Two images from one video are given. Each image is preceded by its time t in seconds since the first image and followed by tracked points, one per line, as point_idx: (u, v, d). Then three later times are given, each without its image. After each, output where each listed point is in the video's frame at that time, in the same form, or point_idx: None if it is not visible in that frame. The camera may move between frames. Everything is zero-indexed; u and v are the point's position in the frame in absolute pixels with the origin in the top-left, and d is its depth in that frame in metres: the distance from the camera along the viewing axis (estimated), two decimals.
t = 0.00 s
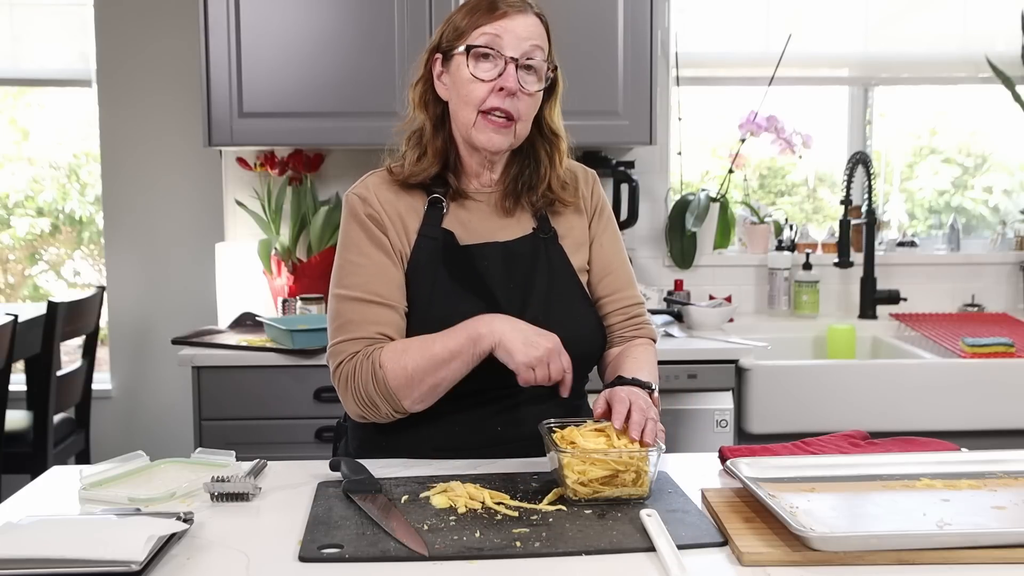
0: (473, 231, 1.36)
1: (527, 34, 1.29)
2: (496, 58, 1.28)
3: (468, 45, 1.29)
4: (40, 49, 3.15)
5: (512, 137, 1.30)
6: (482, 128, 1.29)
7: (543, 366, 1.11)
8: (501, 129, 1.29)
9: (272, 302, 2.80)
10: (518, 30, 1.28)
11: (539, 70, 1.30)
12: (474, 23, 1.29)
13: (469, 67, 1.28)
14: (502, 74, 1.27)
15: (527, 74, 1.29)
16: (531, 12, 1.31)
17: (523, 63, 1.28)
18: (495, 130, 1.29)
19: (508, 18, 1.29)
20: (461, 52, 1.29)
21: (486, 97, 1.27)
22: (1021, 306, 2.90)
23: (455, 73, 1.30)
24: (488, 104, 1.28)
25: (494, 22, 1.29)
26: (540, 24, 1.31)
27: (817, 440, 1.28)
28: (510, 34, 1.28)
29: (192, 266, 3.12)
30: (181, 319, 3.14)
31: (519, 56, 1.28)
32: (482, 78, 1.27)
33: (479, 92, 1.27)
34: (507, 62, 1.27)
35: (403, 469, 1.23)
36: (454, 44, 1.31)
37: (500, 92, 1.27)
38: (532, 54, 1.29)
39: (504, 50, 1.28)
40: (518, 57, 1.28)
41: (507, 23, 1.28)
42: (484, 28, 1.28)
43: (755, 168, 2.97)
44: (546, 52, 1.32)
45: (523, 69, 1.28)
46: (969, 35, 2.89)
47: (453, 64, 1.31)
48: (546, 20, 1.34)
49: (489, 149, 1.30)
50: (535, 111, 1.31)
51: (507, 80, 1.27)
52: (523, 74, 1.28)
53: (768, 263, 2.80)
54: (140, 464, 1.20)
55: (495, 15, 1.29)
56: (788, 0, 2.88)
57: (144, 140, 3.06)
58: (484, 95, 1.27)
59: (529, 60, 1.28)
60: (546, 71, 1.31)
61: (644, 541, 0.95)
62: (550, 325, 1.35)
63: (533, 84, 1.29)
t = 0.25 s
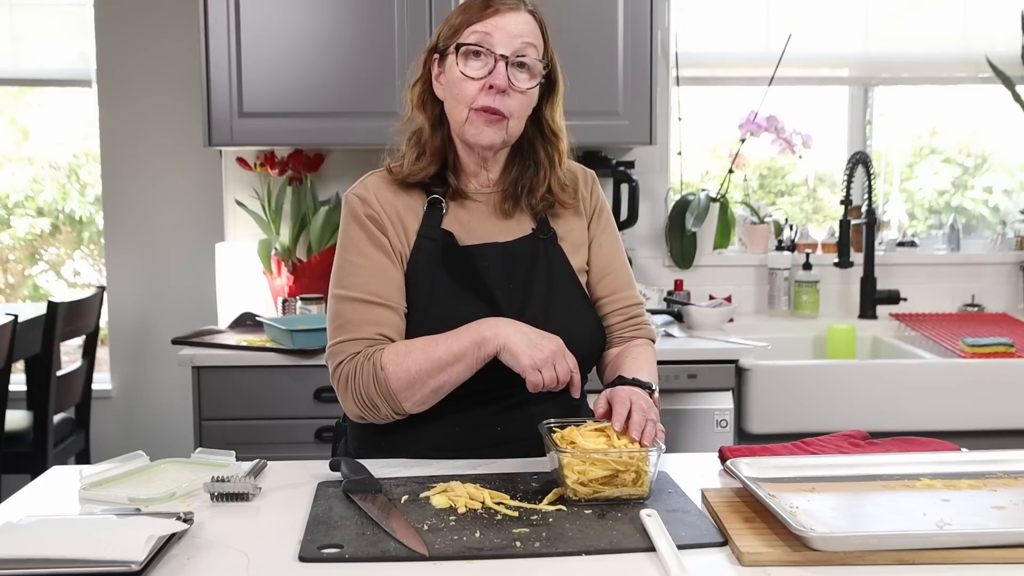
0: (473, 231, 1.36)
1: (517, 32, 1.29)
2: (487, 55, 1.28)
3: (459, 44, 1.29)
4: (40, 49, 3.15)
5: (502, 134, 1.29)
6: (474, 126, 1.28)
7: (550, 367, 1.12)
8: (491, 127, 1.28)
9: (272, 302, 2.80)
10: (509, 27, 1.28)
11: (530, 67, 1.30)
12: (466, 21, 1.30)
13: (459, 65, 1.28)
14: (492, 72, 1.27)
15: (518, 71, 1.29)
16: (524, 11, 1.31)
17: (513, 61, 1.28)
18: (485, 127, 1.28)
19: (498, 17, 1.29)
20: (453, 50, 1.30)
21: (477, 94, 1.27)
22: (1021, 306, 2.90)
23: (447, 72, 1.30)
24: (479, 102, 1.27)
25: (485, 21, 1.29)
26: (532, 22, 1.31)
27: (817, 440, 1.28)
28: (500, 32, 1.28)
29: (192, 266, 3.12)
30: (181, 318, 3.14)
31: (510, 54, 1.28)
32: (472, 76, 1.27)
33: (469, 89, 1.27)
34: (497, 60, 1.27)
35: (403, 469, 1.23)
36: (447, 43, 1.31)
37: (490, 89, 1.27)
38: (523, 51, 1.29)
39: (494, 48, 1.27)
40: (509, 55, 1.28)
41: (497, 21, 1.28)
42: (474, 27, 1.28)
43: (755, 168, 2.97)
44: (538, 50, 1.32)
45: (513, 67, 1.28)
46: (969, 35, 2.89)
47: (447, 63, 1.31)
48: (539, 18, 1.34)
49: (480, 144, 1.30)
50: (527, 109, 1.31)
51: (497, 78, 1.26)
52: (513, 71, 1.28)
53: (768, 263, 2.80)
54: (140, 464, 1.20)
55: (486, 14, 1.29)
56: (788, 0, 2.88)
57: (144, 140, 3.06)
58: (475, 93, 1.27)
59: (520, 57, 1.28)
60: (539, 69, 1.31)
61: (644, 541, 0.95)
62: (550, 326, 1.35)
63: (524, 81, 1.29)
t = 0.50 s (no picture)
0: (472, 231, 1.36)
1: (513, 35, 1.28)
2: (482, 60, 1.27)
3: (456, 48, 1.29)
4: (40, 49, 3.15)
5: (501, 138, 1.30)
6: (472, 132, 1.28)
7: (550, 367, 1.12)
8: (490, 131, 1.29)
9: (272, 301, 2.80)
10: (505, 31, 1.28)
11: (526, 71, 1.30)
12: (461, 25, 1.29)
13: (455, 70, 1.28)
14: (488, 76, 1.27)
15: (514, 75, 1.29)
16: (519, 12, 1.31)
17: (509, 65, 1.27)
18: (483, 133, 1.28)
19: (493, 20, 1.28)
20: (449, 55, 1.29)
21: (473, 100, 1.27)
22: (1021, 306, 2.90)
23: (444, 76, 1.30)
24: (475, 107, 1.27)
25: (481, 24, 1.28)
26: (528, 23, 1.30)
27: (817, 440, 1.28)
28: (496, 36, 1.28)
29: (192, 266, 3.12)
30: (181, 318, 3.14)
31: (506, 58, 1.27)
32: (469, 81, 1.27)
33: (465, 95, 1.27)
34: (493, 64, 1.27)
35: (403, 469, 1.23)
36: (443, 47, 1.31)
37: (487, 94, 1.27)
38: (519, 55, 1.29)
39: (490, 52, 1.27)
40: (504, 59, 1.27)
41: (494, 24, 1.28)
42: (470, 31, 1.28)
43: (755, 168, 2.97)
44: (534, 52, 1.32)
45: (508, 70, 1.28)
46: (969, 35, 2.89)
47: (444, 67, 1.31)
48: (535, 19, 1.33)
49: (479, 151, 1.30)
50: (524, 112, 1.31)
51: (493, 82, 1.26)
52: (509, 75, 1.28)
53: (768, 263, 2.80)
54: (140, 464, 1.20)
55: (481, 17, 1.28)
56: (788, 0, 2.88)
57: (144, 140, 3.06)
58: (471, 99, 1.27)
59: (516, 61, 1.28)
60: (535, 71, 1.31)
61: (644, 541, 0.95)
62: (549, 326, 1.35)
63: (520, 85, 1.29)
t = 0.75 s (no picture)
0: (472, 231, 1.36)
1: (514, 40, 1.27)
2: (483, 66, 1.27)
3: (456, 53, 1.28)
4: (40, 49, 3.15)
5: (502, 143, 1.30)
6: (473, 137, 1.29)
7: (549, 369, 1.12)
8: (491, 137, 1.29)
9: (272, 301, 2.80)
10: (506, 36, 1.27)
11: (527, 75, 1.29)
12: (461, 29, 1.28)
13: (456, 75, 1.28)
14: (489, 82, 1.27)
15: (515, 79, 1.28)
16: (519, 14, 1.29)
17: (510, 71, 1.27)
18: (484, 137, 1.29)
19: (493, 24, 1.27)
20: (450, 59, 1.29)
21: (474, 105, 1.27)
22: (1021, 306, 2.90)
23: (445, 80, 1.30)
24: (476, 113, 1.27)
25: (481, 28, 1.27)
26: (528, 26, 1.29)
27: (817, 440, 1.28)
28: (497, 40, 1.27)
29: (192, 266, 3.12)
30: (181, 318, 3.14)
31: (506, 63, 1.27)
32: (470, 87, 1.27)
33: (466, 100, 1.27)
34: (494, 70, 1.27)
35: (403, 469, 1.23)
36: (443, 51, 1.30)
37: (488, 100, 1.27)
38: (520, 59, 1.28)
39: (491, 58, 1.27)
40: (505, 64, 1.27)
41: (495, 29, 1.27)
42: (471, 35, 1.27)
43: (755, 168, 2.97)
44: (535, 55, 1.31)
45: (509, 76, 1.28)
46: (969, 35, 2.89)
47: (444, 70, 1.30)
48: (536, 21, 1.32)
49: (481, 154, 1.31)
50: (526, 115, 1.31)
51: (494, 89, 1.26)
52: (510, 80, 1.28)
53: (768, 263, 2.80)
54: (140, 464, 1.20)
55: (482, 22, 1.27)
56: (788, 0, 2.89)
57: (144, 140, 3.06)
58: (471, 104, 1.27)
59: (516, 66, 1.28)
60: (536, 75, 1.30)
61: (644, 541, 0.95)
62: (549, 327, 1.35)
63: (522, 89, 1.29)
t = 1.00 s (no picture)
0: (473, 233, 1.37)
1: (509, 46, 1.27)
2: (478, 72, 1.27)
3: (452, 60, 1.28)
4: (40, 49, 3.15)
5: (500, 147, 1.30)
6: (470, 143, 1.29)
7: (550, 371, 1.12)
8: (488, 141, 1.29)
9: (272, 302, 2.80)
10: (501, 41, 1.27)
11: (523, 81, 1.29)
12: (458, 34, 1.28)
13: (452, 82, 1.28)
14: (484, 88, 1.26)
15: (510, 85, 1.28)
16: (516, 19, 1.29)
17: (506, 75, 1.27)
18: (480, 143, 1.29)
19: (490, 29, 1.27)
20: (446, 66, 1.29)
21: (469, 112, 1.27)
22: (1020, 306, 2.90)
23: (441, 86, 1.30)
24: (472, 119, 1.27)
25: (476, 35, 1.27)
26: (525, 31, 1.29)
27: (817, 440, 1.28)
28: (491, 47, 1.26)
29: (192, 265, 3.12)
30: (181, 318, 3.14)
31: (502, 69, 1.27)
32: (466, 92, 1.27)
33: (461, 107, 1.27)
34: (489, 76, 1.26)
35: (403, 469, 1.23)
36: (439, 58, 1.30)
37: (483, 107, 1.26)
38: (516, 65, 1.28)
39: (487, 62, 1.27)
40: (501, 69, 1.26)
41: (490, 35, 1.27)
42: (466, 42, 1.27)
43: (755, 168, 2.97)
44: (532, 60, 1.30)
45: (505, 81, 1.27)
46: (969, 35, 2.89)
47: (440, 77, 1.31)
48: (534, 25, 1.32)
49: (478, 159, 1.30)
50: (524, 121, 1.31)
51: (488, 93, 1.26)
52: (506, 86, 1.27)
53: (768, 263, 2.80)
54: (140, 464, 1.20)
55: (480, 26, 1.27)
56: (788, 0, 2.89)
57: (144, 140, 3.06)
58: (467, 111, 1.27)
59: (512, 72, 1.27)
60: (533, 79, 1.30)
61: (644, 541, 0.95)
62: (550, 328, 1.35)
63: (518, 95, 1.28)
